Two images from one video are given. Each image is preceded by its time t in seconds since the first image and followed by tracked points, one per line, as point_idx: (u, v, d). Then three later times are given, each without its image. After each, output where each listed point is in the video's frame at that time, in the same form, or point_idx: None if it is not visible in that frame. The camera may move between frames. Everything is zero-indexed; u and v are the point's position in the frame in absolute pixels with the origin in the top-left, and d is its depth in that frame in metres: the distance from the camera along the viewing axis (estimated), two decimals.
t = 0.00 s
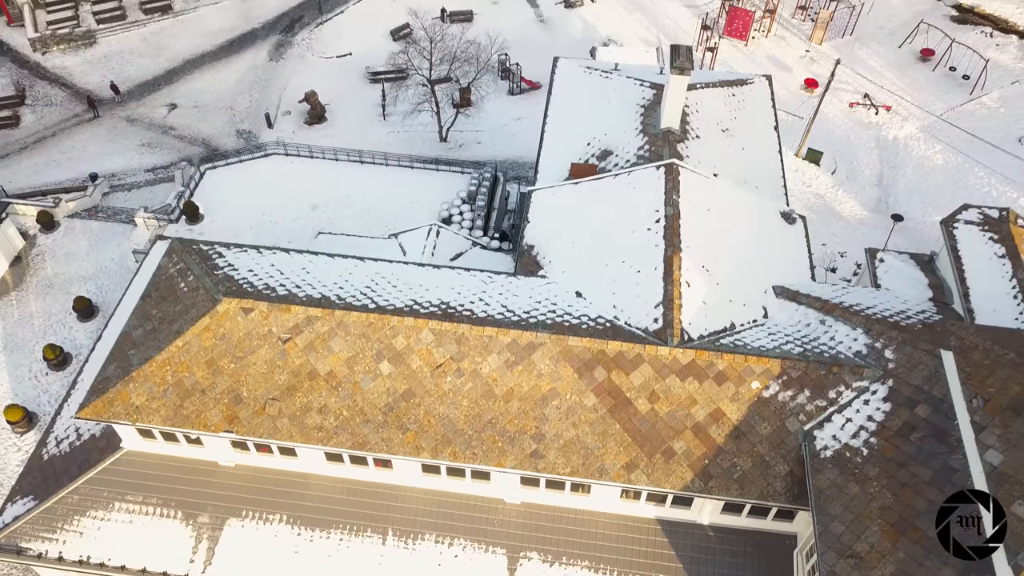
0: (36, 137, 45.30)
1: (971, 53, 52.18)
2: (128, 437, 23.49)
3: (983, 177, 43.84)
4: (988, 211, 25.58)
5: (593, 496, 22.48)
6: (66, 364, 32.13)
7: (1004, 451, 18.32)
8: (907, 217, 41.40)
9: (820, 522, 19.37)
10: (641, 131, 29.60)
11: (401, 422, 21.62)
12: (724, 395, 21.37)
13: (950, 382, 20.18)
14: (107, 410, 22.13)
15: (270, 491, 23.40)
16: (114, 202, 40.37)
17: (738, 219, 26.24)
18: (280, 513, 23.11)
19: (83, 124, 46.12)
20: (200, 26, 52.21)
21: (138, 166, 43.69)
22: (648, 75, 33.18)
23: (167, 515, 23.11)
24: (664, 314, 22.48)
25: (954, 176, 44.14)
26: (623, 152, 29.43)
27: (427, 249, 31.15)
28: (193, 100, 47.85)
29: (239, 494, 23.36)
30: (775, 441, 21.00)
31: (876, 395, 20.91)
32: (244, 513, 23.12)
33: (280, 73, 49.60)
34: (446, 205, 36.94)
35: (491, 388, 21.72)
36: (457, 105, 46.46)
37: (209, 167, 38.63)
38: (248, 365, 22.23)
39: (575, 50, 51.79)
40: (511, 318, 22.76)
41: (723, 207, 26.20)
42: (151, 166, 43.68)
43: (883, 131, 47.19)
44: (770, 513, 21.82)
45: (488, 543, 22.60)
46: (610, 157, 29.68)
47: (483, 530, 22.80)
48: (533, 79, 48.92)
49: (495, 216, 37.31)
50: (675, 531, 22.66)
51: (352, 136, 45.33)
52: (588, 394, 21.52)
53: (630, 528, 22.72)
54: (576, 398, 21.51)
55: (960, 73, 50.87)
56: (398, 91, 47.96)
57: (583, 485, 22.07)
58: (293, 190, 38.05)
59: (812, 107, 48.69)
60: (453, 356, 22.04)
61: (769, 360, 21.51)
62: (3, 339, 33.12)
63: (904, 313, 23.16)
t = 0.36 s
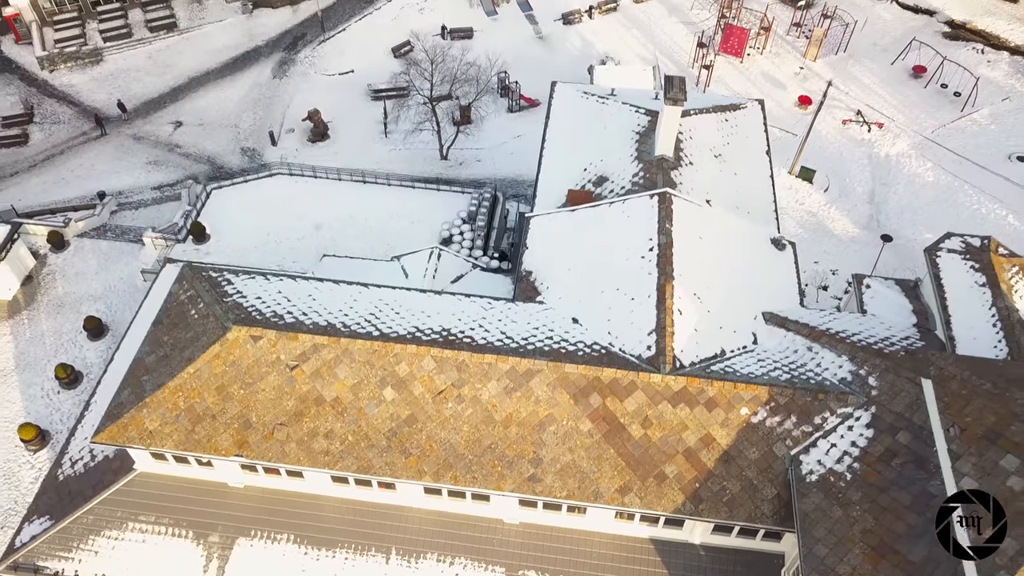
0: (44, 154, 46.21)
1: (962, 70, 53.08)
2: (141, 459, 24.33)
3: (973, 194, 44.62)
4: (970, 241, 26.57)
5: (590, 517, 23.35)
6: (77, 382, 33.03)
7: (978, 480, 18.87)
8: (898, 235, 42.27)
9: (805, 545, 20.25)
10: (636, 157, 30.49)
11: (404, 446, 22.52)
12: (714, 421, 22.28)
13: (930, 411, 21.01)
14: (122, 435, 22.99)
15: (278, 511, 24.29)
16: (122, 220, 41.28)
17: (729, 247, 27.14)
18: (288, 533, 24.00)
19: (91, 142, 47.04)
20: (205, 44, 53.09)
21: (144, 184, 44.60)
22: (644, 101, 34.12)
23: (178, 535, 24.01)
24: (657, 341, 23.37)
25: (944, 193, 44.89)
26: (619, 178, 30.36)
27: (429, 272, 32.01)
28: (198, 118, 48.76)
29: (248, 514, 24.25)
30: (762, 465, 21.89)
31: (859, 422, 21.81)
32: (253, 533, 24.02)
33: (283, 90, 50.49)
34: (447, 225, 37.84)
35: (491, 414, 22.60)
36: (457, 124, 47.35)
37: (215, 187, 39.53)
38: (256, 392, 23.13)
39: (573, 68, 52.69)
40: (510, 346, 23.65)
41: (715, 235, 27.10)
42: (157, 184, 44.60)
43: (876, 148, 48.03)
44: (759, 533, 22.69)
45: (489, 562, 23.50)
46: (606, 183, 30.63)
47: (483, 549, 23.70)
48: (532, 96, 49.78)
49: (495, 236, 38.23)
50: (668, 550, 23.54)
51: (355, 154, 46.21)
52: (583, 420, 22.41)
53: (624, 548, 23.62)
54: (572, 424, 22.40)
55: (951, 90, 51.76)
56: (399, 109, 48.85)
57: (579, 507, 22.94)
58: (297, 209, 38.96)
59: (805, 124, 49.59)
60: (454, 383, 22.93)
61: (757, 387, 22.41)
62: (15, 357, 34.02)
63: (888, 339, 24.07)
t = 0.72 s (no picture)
0: (52, 170, 47.10)
1: (953, 85, 54.01)
2: (152, 477, 25.23)
3: (963, 210, 45.49)
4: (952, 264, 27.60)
5: (585, 534, 24.24)
6: (87, 398, 33.95)
7: (970, 487, 20.03)
8: (888, 251, 43.23)
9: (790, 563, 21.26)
10: (631, 181, 31.39)
11: (406, 467, 23.44)
12: (704, 442, 23.18)
13: (910, 433, 21.89)
14: (134, 456, 23.88)
15: (285, 527, 25.21)
16: (129, 237, 42.20)
17: (720, 270, 28.05)
18: (294, 549, 24.91)
19: (98, 158, 47.94)
20: (208, 59, 53.99)
21: (151, 199, 45.50)
22: (638, 124, 35.05)
23: (188, 551, 24.90)
24: (649, 365, 24.28)
25: (935, 209, 45.72)
26: (614, 202, 31.24)
27: (429, 291, 32.85)
28: (203, 134, 49.64)
29: (255, 531, 25.16)
30: (750, 485, 22.81)
31: (843, 443, 22.73)
32: (260, 549, 24.91)
33: (286, 106, 51.35)
34: (447, 243, 39.04)
35: (490, 436, 23.51)
36: (457, 139, 48.24)
37: (221, 205, 40.44)
38: (264, 414, 24.03)
39: (571, 83, 53.57)
40: (508, 368, 24.54)
41: (706, 259, 28.01)
42: (163, 200, 45.49)
43: (868, 163, 48.85)
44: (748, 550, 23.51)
45: None
46: (602, 206, 31.50)
47: (481, 565, 24.61)
48: (530, 112, 50.66)
49: (494, 253, 39.19)
50: (661, 566, 24.46)
51: (356, 170, 47.09)
52: (578, 442, 23.32)
53: (618, 563, 24.54)
54: (568, 445, 23.32)
55: (942, 105, 52.67)
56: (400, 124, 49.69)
57: (574, 525, 23.82)
58: (300, 227, 39.85)
59: (800, 139, 50.44)
60: (454, 405, 23.83)
61: (745, 410, 23.30)
62: (26, 373, 34.92)
63: (873, 362, 24.98)
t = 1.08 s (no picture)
0: (61, 187, 48.06)
1: (945, 100, 54.96)
2: (164, 496, 26.19)
3: (953, 226, 46.42)
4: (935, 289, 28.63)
5: (581, 552, 25.16)
6: (97, 414, 34.88)
7: (971, 488, 21.30)
8: (879, 267, 44.20)
9: None
10: (626, 204, 32.28)
11: (409, 487, 24.39)
12: (695, 463, 24.12)
13: (893, 457, 22.97)
14: (147, 476, 24.82)
15: (292, 544, 26.16)
16: (137, 253, 43.17)
17: (712, 294, 29.02)
18: (301, 565, 25.89)
19: (105, 174, 48.92)
20: (213, 75, 54.97)
21: (157, 215, 46.46)
22: (634, 147, 36.01)
23: (199, 567, 25.88)
24: (643, 388, 25.15)
25: (926, 224, 46.64)
26: (610, 225, 32.16)
27: (431, 311, 33.80)
28: (208, 149, 50.61)
29: (264, 548, 26.13)
30: (739, 505, 23.75)
31: (829, 465, 23.65)
32: (269, 565, 25.90)
33: (289, 122, 52.32)
34: (448, 260, 40.10)
35: (489, 457, 24.45)
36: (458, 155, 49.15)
37: (227, 222, 41.38)
38: (273, 435, 24.98)
39: (570, 99, 54.52)
40: (507, 392, 25.45)
41: (698, 283, 28.98)
42: (169, 216, 46.43)
43: (860, 178, 49.66)
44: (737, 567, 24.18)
45: None
46: (598, 229, 32.44)
47: None
48: (529, 128, 51.60)
49: (494, 270, 40.16)
50: None
51: (359, 186, 48.03)
52: (575, 463, 24.26)
53: None
54: (565, 466, 24.27)
55: (934, 121, 53.62)
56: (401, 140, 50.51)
57: (571, 543, 24.72)
58: (305, 245, 40.79)
59: (794, 154, 51.32)
60: (455, 428, 24.76)
61: (735, 433, 24.28)
62: (38, 389, 35.89)
63: (859, 385, 25.93)
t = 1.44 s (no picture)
0: (68, 202, 48.96)
1: (937, 115, 55.88)
2: (175, 513, 27.08)
3: (944, 241, 47.38)
4: (922, 311, 29.89)
5: (578, 568, 26.10)
6: (108, 429, 35.81)
7: (969, 489, 23.19)
8: (871, 283, 45.19)
9: None
10: (622, 227, 33.16)
11: (412, 505, 25.34)
12: (688, 483, 24.97)
13: (877, 479, 24.05)
14: (160, 495, 25.69)
15: (299, 560, 27.07)
16: (144, 269, 44.08)
17: (704, 316, 30.00)
18: None
19: (112, 189, 49.84)
20: (217, 91, 55.92)
21: (164, 230, 47.38)
22: (630, 168, 36.95)
23: None
24: (638, 410, 26.04)
25: (917, 240, 47.60)
26: (606, 246, 33.07)
27: (432, 329, 34.72)
28: (212, 165, 51.52)
29: (271, 564, 27.02)
30: (730, 524, 24.66)
31: (816, 485, 24.61)
32: None
33: (293, 137, 53.24)
34: (449, 277, 41.09)
35: (489, 477, 25.38)
36: (458, 171, 50.07)
37: (232, 240, 42.30)
38: (280, 455, 25.86)
39: (568, 114, 55.44)
40: (506, 413, 26.35)
41: (691, 305, 29.91)
42: (175, 231, 47.35)
43: (854, 193, 50.52)
44: None
45: None
46: (595, 250, 33.37)
47: None
48: (528, 143, 52.53)
49: (493, 286, 41.08)
50: None
51: (361, 202, 48.95)
52: (572, 483, 25.19)
53: None
54: (562, 486, 25.19)
55: (926, 136, 54.53)
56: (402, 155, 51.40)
57: (568, 560, 25.66)
58: (309, 261, 41.72)
59: (788, 169, 52.22)
60: (456, 448, 25.67)
61: (726, 453, 25.02)
62: (50, 405, 36.82)
63: (846, 406, 26.88)
